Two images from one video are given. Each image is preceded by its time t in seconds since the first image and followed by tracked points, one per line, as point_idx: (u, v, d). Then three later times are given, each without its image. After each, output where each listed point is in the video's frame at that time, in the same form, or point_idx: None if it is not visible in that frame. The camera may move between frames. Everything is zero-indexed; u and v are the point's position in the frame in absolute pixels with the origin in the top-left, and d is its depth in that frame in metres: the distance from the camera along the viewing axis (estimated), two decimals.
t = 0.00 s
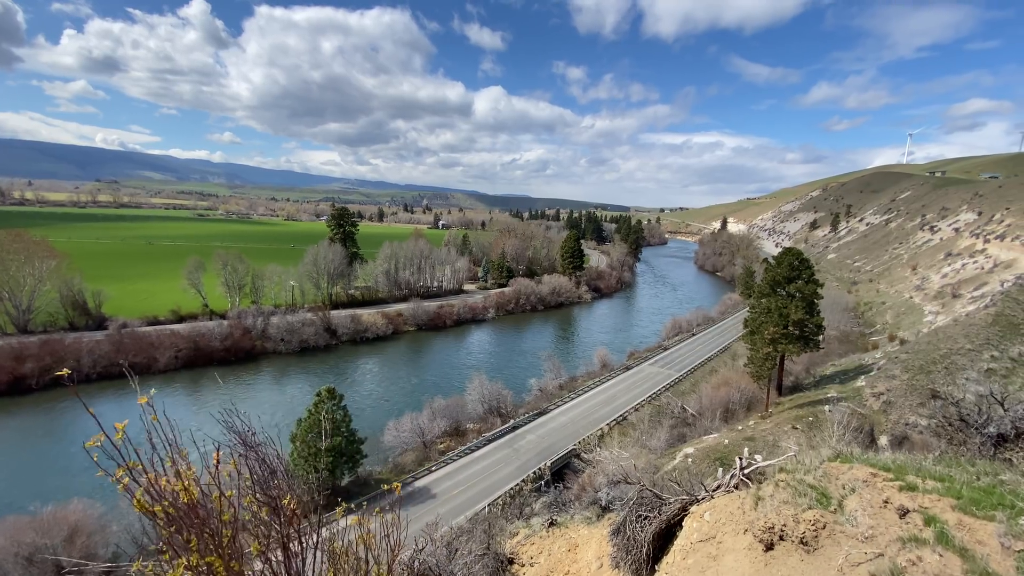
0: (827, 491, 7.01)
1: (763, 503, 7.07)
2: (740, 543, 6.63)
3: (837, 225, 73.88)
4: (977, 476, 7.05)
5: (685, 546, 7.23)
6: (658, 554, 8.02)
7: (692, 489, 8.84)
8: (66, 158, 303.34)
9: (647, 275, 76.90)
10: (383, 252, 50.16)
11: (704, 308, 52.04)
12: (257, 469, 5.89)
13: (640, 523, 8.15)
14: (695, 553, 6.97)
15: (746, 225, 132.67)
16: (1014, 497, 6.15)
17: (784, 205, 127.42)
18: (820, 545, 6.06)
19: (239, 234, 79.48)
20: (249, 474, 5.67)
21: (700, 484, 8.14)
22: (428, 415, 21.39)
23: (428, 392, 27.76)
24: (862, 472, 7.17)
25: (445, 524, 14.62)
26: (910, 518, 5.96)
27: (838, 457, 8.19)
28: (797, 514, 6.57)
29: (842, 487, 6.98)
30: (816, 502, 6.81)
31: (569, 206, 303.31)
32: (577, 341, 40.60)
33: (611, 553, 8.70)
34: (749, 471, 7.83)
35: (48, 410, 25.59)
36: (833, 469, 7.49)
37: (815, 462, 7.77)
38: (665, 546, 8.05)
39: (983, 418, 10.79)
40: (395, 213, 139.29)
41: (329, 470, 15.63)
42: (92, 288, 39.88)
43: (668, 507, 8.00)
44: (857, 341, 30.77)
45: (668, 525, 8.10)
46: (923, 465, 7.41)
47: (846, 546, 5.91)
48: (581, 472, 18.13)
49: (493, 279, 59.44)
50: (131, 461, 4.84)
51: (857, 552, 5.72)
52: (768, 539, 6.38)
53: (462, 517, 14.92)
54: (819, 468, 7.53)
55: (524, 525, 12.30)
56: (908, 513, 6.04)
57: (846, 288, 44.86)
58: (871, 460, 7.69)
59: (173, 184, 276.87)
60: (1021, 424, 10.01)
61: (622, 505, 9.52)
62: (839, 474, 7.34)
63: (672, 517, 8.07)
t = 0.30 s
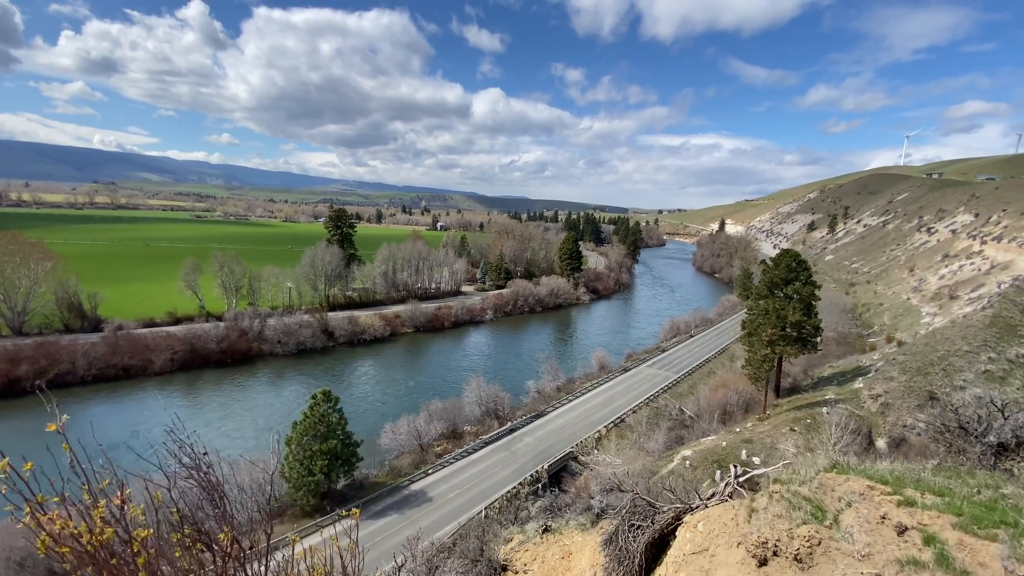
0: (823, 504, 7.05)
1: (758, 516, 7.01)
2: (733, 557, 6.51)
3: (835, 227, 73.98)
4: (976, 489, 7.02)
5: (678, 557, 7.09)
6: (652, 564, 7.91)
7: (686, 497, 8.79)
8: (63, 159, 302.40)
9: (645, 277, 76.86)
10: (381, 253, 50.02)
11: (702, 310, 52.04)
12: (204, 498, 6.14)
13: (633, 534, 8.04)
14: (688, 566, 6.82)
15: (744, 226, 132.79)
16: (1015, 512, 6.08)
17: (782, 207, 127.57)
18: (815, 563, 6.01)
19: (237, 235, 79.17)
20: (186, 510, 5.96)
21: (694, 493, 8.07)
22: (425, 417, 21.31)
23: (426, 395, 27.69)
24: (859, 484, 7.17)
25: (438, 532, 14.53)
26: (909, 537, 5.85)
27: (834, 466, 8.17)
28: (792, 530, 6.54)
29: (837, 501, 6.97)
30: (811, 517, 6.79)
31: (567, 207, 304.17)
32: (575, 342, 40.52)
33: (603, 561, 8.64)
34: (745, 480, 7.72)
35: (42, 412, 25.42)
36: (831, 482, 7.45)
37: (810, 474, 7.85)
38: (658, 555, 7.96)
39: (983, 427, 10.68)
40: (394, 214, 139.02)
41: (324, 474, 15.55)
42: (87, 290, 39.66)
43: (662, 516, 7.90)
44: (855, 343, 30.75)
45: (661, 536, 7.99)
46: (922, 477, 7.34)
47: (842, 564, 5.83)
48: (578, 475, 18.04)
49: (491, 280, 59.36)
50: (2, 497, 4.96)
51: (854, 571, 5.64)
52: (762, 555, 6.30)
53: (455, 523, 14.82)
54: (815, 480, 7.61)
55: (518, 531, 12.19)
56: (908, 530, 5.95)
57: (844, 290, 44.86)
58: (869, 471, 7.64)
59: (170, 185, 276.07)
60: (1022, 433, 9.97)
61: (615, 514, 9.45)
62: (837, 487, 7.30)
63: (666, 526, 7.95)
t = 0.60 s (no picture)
0: (823, 517, 6.94)
1: (755, 527, 6.93)
2: (730, 569, 6.44)
3: (835, 229, 73.99)
4: (981, 502, 6.96)
5: (675, 567, 7.03)
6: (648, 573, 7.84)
7: (684, 504, 8.70)
8: (64, 161, 302.79)
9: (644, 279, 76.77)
10: (380, 255, 49.96)
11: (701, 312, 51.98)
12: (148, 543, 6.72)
13: (628, 543, 7.96)
14: None
15: (744, 229, 132.79)
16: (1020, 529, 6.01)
17: (782, 209, 127.65)
18: None
19: (236, 237, 79.17)
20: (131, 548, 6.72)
21: (692, 500, 7.94)
22: (423, 420, 21.20)
23: (425, 397, 27.60)
24: (860, 496, 7.07)
25: (434, 538, 14.43)
26: (913, 556, 5.76)
27: (835, 475, 8.06)
28: (791, 543, 6.46)
29: (838, 513, 6.88)
30: (810, 530, 6.70)
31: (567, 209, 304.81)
32: (575, 345, 40.43)
33: (599, 569, 8.56)
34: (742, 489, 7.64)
35: (39, 415, 25.34)
36: (831, 493, 7.36)
37: (809, 483, 7.74)
38: (654, 564, 7.91)
39: (986, 435, 10.53)
40: (394, 217, 139.05)
41: (321, 478, 15.45)
42: (86, 291, 39.58)
43: (659, 525, 7.82)
44: (855, 345, 30.72)
45: (658, 544, 7.93)
46: (925, 489, 7.25)
47: None
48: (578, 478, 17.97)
49: (491, 282, 59.32)
50: None
51: None
52: (760, 568, 6.22)
53: (452, 529, 14.72)
54: (815, 490, 7.49)
55: (515, 536, 12.08)
56: (911, 547, 5.86)
57: (844, 292, 44.81)
58: (869, 481, 7.54)
59: (171, 187, 276.36)
60: None
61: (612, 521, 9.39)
62: (837, 499, 7.20)
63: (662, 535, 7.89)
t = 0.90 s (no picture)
0: (826, 531, 6.84)
1: (756, 541, 6.86)
2: None
3: (836, 232, 73.75)
4: (990, 516, 6.86)
5: None
6: None
7: (684, 513, 8.62)
8: (67, 165, 304.11)
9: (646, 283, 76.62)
10: (382, 258, 49.97)
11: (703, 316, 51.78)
12: None
13: (627, 554, 7.86)
14: None
15: (746, 232, 132.52)
16: None
17: (784, 212, 127.45)
18: None
19: (238, 241, 79.27)
20: None
21: (692, 509, 7.89)
22: (424, 424, 21.12)
23: (425, 401, 27.50)
24: (865, 510, 6.98)
25: (432, 544, 14.28)
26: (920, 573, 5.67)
27: (838, 487, 7.96)
28: (794, 559, 6.39)
29: (842, 528, 6.78)
30: (814, 544, 6.62)
31: (568, 213, 304.90)
32: (576, 348, 40.32)
33: None
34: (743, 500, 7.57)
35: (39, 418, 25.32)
36: (835, 507, 7.27)
37: (812, 495, 7.65)
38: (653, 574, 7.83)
39: (994, 444, 10.31)
40: (396, 220, 139.03)
41: (321, 483, 15.39)
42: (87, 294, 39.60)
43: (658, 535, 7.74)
44: (858, 349, 30.58)
45: (657, 555, 7.84)
46: (930, 502, 7.17)
47: None
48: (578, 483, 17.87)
49: (492, 286, 59.28)
50: None
51: None
52: None
53: (451, 534, 14.61)
54: (817, 502, 7.42)
55: (513, 543, 11.97)
56: (918, 565, 5.77)
57: (847, 296, 44.64)
58: (875, 493, 7.44)
59: (173, 191, 277.07)
60: None
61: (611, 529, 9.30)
62: (841, 512, 7.11)
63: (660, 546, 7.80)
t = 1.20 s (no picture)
0: (828, 547, 6.67)
1: (756, 557, 6.73)
2: None
3: (841, 237, 73.37)
4: (997, 533, 6.71)
5: None
6: None
7: (683, 523, 8.51)
8: (74, 170, 306.62)
9: (649, 287, 76.37)
10: (385, 263, 50.03)
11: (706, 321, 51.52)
12: None
13: (626, 564, 7.77)
14: None
15: (749, 237, 132.17)
16: None
17: (788, 217, 127.00)
18: None
19: (242, 245, 79.60)
20: None
21: (692, 520, 7.83)
22: (425, 430, 21.02)
23: (426, 406, 27.38)
24: (868, 525, 6.80)
25: (432, 551, 14.18)
26: None
27: (841, 500, 7.77)
28: None
29: (844, 545, 6.60)
30: (814, 562, 6.46)
31: (571, 218, 304.99)
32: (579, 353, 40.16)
33: None
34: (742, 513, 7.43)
35: (41, 422, 25.35)
36: (837, 522, 7.09)
37: (813, 509, 7.50)
38: None
39: (1002, 457, 9.99)
40: (399, 225, 139.39)
41: (321, 488, 15.33)
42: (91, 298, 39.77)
43: (657, 546, 7.66)
44: (863, 355, 30.35)
45: (657, 566, 7.74)
46: (935, 517, 7.00)
47: None
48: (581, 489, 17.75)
49: (495, 290, 59.22)
50: None
51: None
52: None
53: (451, 541, 14.49)
54: (819, 517, 7.26)
55: (513, 552, 11.88)
56: None
57: (851, 301, 44.35)
58: (878, 507, 7.25)
59: (179, 195, 278.94)
60: None
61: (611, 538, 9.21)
62: (844, 528, 6.93)
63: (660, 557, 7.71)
